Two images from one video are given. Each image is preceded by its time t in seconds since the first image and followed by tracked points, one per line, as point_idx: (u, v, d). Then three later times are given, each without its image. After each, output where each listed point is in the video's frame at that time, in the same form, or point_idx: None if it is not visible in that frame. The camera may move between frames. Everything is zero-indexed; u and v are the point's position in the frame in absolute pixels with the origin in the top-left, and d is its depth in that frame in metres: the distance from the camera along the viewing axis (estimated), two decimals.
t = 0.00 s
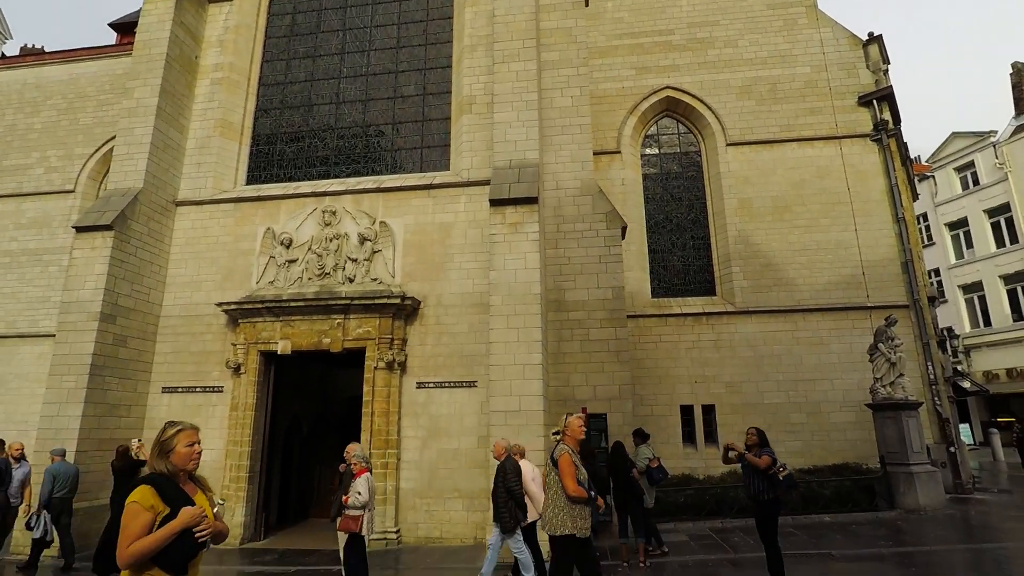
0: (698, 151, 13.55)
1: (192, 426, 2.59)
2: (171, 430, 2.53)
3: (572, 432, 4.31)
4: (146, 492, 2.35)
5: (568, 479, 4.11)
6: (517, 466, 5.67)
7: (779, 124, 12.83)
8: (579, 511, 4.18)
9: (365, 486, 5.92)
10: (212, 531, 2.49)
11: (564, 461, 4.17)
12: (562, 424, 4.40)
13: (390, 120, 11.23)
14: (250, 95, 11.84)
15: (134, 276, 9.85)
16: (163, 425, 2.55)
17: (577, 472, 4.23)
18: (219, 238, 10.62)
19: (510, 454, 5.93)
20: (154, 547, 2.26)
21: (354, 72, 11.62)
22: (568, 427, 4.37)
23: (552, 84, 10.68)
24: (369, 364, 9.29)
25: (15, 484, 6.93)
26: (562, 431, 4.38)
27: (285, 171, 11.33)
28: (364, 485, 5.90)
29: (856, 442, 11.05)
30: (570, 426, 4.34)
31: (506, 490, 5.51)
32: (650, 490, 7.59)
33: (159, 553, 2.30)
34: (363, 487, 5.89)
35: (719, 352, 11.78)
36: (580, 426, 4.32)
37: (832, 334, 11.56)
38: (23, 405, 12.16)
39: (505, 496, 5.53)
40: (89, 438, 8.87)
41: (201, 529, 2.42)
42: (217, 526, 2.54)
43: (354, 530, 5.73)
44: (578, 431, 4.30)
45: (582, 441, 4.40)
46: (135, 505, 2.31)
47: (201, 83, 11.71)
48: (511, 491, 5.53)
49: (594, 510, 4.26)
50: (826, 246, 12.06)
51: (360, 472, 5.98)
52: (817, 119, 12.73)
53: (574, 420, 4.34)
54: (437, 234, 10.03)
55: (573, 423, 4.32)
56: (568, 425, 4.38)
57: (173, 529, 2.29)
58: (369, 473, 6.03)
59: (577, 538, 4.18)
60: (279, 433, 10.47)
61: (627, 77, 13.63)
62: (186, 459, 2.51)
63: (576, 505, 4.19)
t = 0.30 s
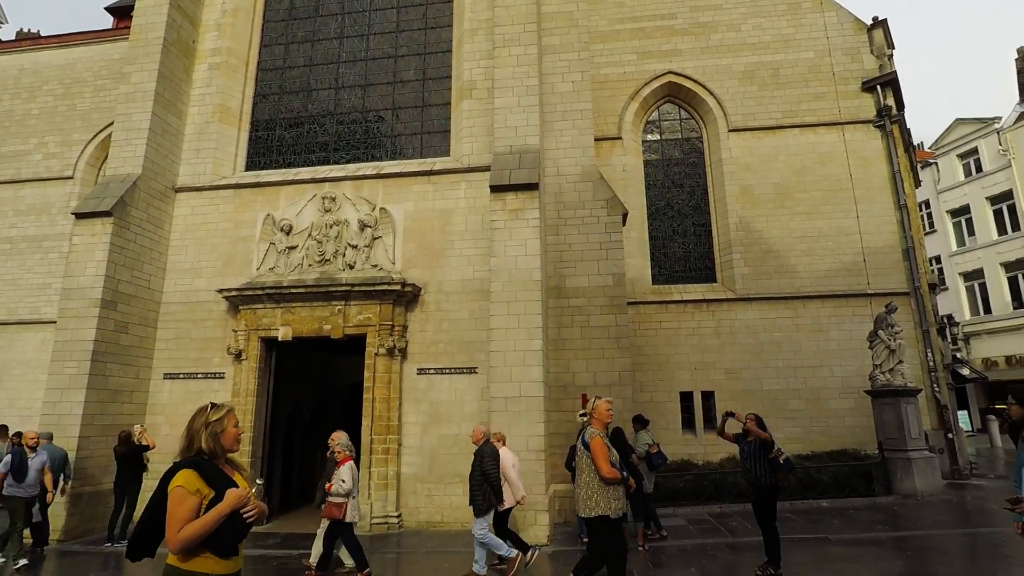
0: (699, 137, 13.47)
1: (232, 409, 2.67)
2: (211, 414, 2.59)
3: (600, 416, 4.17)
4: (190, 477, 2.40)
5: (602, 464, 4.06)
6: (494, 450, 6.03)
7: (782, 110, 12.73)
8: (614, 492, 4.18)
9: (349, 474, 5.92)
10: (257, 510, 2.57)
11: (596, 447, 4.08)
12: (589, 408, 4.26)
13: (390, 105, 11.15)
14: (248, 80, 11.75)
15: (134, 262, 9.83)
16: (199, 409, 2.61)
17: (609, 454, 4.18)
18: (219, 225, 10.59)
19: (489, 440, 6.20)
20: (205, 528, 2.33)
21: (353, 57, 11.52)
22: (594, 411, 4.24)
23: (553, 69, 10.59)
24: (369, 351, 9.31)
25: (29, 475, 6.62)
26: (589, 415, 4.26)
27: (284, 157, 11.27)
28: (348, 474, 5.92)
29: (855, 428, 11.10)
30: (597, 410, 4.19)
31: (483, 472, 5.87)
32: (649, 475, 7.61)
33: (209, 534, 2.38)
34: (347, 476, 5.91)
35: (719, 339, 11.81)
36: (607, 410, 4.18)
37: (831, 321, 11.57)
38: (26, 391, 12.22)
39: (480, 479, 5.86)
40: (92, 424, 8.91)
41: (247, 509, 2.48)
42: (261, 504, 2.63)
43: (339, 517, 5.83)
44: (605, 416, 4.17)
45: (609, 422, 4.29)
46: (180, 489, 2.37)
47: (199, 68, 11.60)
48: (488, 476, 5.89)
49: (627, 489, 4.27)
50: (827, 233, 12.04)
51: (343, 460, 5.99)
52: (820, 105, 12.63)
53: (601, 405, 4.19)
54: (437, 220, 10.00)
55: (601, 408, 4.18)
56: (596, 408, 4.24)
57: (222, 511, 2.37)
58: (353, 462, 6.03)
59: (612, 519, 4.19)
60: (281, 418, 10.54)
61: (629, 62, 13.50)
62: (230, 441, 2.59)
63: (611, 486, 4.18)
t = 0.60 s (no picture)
0: (701, 123, 13.38)
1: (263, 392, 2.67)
2: (246, 396, 2.62)
3: (624, 401, 4.40)
4: (221, 459, 2.42)
5: (627, 447, 4.26)
6: (475, 436, 6.09)
7: (784, 95, 12.63)
8: (637, 476, 4.33)
9: (332, 456, 6.04)
10: (288, 492, 2.58)
11: (621, 431, 4.30)
12: (614, 394, 4.50)
13: (389, 90, 11.07)
14: (246, 64, 11.64)
15: (134, 248, 9.83)
16: (230, 391, 2.62)
17: (634, 438, 4.37)
18: (219, 211, 10.56)
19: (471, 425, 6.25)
20: (235, 510, 2.34)
21: (352, 41, 11.41)
22: (619, 396, 4.47)
23: (554, 53, 10.49)
24: (370, 337, 9.34)
25: (49, 458, 6.77)
26: (614, 401, 4.49)
27: (283, 142, 11.21)
28: (331, 455, 6.03)
29: (854, 414, 11.17)
30: (620, 396, 4.43)
31: (463, 458, 5.96)
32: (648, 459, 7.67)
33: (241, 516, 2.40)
34: (330, 457, 6.03)
35: (719, 325, 11.82)
36: (630, 395, 4.41)
37: (832, 308, 11.58)
38: (28, 377, 12.28)
39: (461, 464, 5.97)
40: (94, 409, 8.95)
41: (278, 491, 2.49)
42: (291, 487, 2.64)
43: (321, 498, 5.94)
44: (628, 400, 4.39)
45: (635, 407, 4.50)
46: (210, 471, 2.38)
47: (196, 52, 11.48)
48: (469, 461, 5.99)
49: (653, 473, 4.41)
50: (829, 219, 12.00)
51: (326, 443, 6.10)
52: (823, 90, 12.52)
53: (624, 390, 4.43)
54: (437, 206, 9.97)
55: (625, 391, 4.43)
56: (620, 392, 4.49)
57: (252, 493, 2.37)
58: (335, 445, 6.10)
59: (635, 500, 4.33)
60: (282, 403, 10.59)
61: (631, 46, 13.36)
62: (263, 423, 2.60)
63: (634, 469, 4.34)
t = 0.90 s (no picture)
0: (703, 108, 13.27)
1: (293, 378, 2.65)
2: (276, 381, 2.60)
3: (655, 389, 4.52)
4: (249, 444, 2.42)
5: (661, 436, 4.40)
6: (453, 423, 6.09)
7: (787, 80, 12.52)
8: (671, 465, 4.46)
9: (316, 443, 6.06)
10: (316, 478, 2.56)
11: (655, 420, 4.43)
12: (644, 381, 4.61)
13: (389, 74, 10.97)
14: (244, 48, 11.53)
15: (134, 234, 9.81)
16: (259, 377, 2.61)
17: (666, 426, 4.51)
18: (218, 196, 10.52)
19: (449, 411, 6.24)
20: (264, 496, 2.33)
21: (351, 25, 11.29)
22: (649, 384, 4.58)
23: (555, 37, 10.38)
24: (370, 323, 9.35)
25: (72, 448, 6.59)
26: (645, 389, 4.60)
27: (282, 127, 11.14)
28: (314, 442, 6.05)
29: (853, 400, 11.21)
30: (652, 384, 4.54)
31: (440, 445, 5.97)
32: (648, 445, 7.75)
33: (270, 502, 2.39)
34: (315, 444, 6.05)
35: (719, 312, 11.83)
36: (661, 383, 4.52)
37: (832, 294, 11.58)
38: (30, 362, 12.32)
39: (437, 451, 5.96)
40: (96, 394, 8.98)
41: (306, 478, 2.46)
42: (321, 474, 2.62)
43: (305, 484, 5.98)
44: (660, 388, 4.51)
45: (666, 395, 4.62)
46: (239, 457, 2.39)
47: (193, 36, 11.34)
48: (445, 448, 6.01)
49: (685, 462, 4.54)
50: (830, 205, 11.96)
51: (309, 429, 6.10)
52: (827, 74, 12.41)
53: (655, 378, 4.53)
54: (438, 191, 9.93)
55: (655, 380, 4.52)
56: (650, 382, 4.60)
57: (280, 478, 2.36)
58: (319, 430, 6.14)
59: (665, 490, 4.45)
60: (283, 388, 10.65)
61: (633, 30, 13.22)
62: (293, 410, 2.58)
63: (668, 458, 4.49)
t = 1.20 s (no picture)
0: (705, 93, 13.16)
1: (328, 362, 2.69)
2: (312, 366, 2.64)
3: (687, 367, 4.66)
4: (289, 430, 2.48)
5: (696, 416, 4.48)
6: (435, 408, 6.18)
7: (790, 64, 12.40)
8: (703, 444, 4.53)
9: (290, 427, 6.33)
10: (356, 460, 2.62)
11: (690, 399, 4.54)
12: (677, 360, 4.74)
13: (388, 58, 10.88)
14: (242, 32, 11.41)
15: (133, 221, 9.78)
16: (297, 362, 2.65)
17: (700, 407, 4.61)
18: (217, 182, 10.47)
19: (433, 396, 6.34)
20: (305, 480, 2.41)
21: (349, 8, 11.17)
22: (681, 363, 4.72)
23: (555, 20, 10.27)
24: (371, 309, 9.35)
25: (91, 429, 6.62)
26: (677, 367, 4.73)
27: (281, 113, 11.06)
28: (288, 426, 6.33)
29: (852, 386, 11.25)
30: (685, 362, 4.67)
31: (420, 430, 6.05)
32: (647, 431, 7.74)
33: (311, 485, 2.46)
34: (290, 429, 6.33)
35: (719, 298, 11.84)
36: (694, 362, 4.66)
37: (833, 281, 11.57)
38: (32, 348, 12.36)
39: (418, 435, 6.04)
40: (98, 380, 9.01)
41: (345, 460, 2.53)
42: (360, 456, 2.68)
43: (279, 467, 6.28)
44: (692, 367, 4.64)
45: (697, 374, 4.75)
46: (280, 442, 2.46)
47: (190, 19, 11.21)
48: (425, 433, 6.08)
49: (715, 443, 4.63)
50: (832, 191, 11.91)
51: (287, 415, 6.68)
52: (830, 59, 12.29)
53: (688, 357, 4.67)
54: (438, 177, 9.89)
55: (687, 358, 4.66)
56: (682, 361, 4.72)
57: (320, 463, 2.43)
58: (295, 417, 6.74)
59: (694, 470, 4.50)
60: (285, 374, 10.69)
61: (634, 14, 13.07)
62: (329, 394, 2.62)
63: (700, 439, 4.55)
